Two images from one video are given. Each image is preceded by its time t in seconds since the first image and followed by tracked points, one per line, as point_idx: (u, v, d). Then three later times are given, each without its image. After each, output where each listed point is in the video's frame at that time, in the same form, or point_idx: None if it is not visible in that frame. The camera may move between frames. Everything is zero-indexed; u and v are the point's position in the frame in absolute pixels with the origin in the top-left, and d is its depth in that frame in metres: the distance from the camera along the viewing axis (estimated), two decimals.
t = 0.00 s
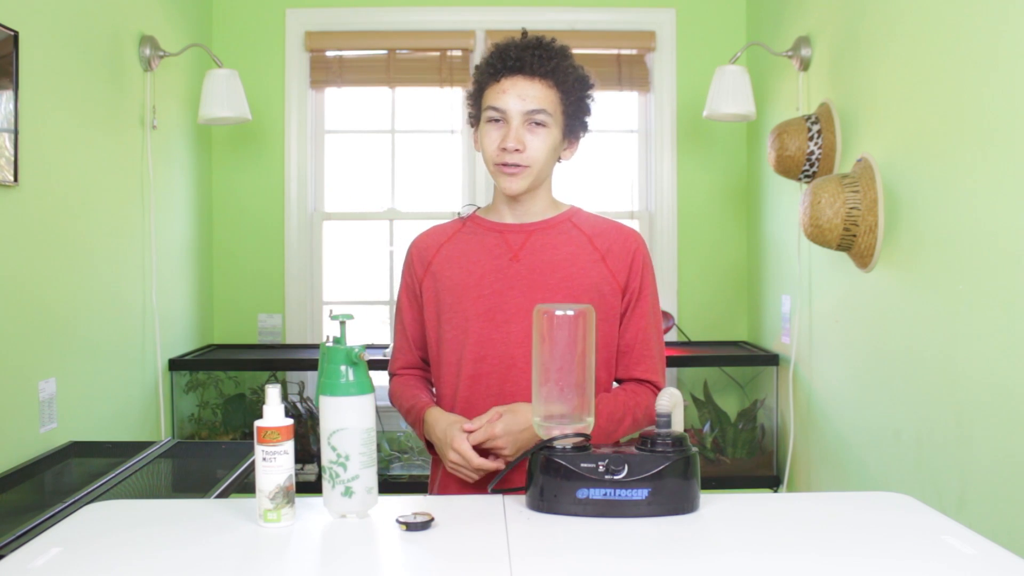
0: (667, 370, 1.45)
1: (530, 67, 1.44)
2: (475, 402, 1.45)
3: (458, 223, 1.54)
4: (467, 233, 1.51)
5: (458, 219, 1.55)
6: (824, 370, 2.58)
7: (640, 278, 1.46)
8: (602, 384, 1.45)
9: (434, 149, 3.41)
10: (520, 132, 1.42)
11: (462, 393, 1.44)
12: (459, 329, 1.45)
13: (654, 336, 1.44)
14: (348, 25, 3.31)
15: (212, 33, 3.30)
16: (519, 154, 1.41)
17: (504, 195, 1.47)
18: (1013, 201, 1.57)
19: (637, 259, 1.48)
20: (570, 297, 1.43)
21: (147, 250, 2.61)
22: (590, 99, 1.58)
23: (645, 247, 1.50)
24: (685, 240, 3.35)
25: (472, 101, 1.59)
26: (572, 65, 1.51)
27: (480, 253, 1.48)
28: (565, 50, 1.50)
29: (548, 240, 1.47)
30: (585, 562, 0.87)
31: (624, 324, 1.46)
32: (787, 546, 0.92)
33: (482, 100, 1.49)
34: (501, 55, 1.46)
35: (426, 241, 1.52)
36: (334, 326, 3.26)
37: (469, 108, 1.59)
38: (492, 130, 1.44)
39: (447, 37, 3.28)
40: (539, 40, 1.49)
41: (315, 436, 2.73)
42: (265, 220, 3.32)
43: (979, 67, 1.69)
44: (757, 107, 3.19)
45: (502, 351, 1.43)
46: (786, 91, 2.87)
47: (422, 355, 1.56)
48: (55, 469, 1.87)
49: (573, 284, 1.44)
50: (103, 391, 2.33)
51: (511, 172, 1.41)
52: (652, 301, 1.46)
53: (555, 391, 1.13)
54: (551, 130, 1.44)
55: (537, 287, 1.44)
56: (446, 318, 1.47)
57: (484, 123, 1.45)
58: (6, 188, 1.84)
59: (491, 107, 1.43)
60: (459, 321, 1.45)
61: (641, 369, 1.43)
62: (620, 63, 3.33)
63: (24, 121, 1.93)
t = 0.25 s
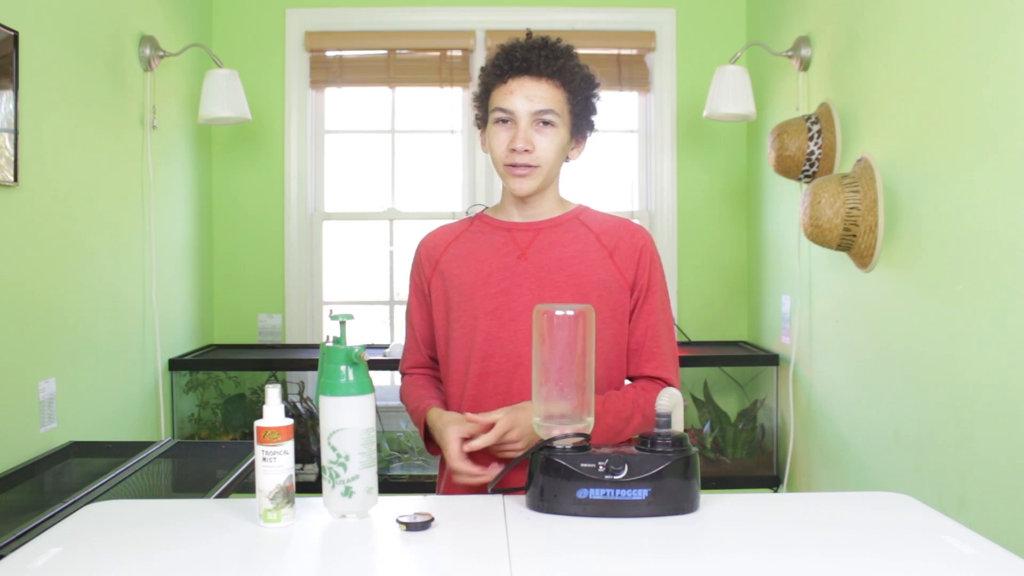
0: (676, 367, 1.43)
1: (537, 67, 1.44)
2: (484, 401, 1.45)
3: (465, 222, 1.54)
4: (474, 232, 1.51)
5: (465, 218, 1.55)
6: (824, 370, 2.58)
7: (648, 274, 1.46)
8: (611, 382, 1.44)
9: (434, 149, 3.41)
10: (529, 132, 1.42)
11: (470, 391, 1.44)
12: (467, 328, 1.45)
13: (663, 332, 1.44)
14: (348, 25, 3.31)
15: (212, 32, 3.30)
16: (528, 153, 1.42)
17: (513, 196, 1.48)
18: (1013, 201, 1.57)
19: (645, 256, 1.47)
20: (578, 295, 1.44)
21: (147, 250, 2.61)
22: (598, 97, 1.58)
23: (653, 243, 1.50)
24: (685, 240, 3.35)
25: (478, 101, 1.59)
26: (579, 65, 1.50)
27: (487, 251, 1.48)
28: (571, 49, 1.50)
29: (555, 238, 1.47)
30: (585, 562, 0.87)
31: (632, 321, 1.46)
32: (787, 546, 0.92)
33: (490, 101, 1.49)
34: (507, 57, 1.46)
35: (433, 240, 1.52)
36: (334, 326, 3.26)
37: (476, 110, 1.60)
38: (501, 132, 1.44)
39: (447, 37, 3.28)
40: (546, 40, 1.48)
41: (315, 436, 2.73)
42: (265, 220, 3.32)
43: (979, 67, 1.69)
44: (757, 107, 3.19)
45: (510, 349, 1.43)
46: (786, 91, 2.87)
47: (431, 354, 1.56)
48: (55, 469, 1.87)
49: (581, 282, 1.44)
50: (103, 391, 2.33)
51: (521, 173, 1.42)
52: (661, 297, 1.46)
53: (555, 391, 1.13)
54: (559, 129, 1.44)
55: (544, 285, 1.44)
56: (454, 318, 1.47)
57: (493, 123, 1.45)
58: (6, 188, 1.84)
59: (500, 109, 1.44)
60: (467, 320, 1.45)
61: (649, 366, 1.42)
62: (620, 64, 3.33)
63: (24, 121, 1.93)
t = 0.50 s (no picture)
0: (686, 372, 1.43)
1: (545, 68, 1.44)
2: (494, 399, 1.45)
3: (478, 222, 1.54)
4: (488, 231, 1.51)
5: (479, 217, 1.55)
6: (824, 370, 2.58)
7: (661, 278, 1.47)
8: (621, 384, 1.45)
9: (434, 149, 3.41)
10: (540, 133, 1.42)
11: (480, 390, 1.44)
12: (479, 326, 1.45)
13: (675, 336, 1.44)
14: (347, 25, 3.31)
15: (212, 32, 3.30)
16: (540, 155, 1.42)
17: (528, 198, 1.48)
18: (1013, 201, 1.57)
19: (657, 260, 1.48)
20: (591, 295, 1.44)
21: (147, 250, 2.61)
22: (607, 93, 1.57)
23: (665, 247, 1.50)
24: (685, 240, 3.35)
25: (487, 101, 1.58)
26: (587, 62, 1.50)
27: (501, 250, 1.48)
28: (578, 47, 1.49)
29: (569, 239, 1.48)
30: (585, 562, 0.87)
31: (644, 324, 1.46)
32: (787, 546, 0.92)
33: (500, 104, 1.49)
34: (515, 59, 1.46)
35: (446, 238, 1.52)
36: (334, 326, 3.26)
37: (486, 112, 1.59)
38: (512, 135, 1.44)
39: (447, 37, 3.28)
40: (552, 39, 1.48)
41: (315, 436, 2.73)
42: (265, 220, 3.32)
43: (979, 67, 1.69)
44: (757, 107, 3.19)
45: (521, 349, 1.44)
46: (786, 91, 2.87)
47: (445, 353, 1.57)
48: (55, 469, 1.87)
49: (594, 283, 1.45)
50: (103, 391, 2.33)
51: (534, 175, 1.42)
52: (672, 301, 1.46)
53: (555, 391, 1.12)
54: (570, 129, 1.44)
55: (558, 285, 1.45)
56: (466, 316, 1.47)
57: (504, 127, 1.45)
58: (6, 188, 1.84)
59: (509, 112, 1.44)
60: (479, 318, 1.45)
61: (661, 369, 1.42)
62: (620, 64, 3.33)
63: (24, 121, 1.93)
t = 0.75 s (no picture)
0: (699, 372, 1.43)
1: (562, 67, 1.45)
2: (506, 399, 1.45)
3: (491, 222, 1.54)
4: (500, 231, 1.51)
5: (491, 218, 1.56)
6: (824, 370, 2.58)
7: (673, 279, 1.46)
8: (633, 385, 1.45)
9: (434, 149, 3.41)
10: (555, 132, 1.43)
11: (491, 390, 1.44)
12: (491, 326, 1.45)
13: (687, 337, 1.44)
14: (347, 25, 3.31)
15: (212, 32, 3.30)
16: (555, 153, 1.42)
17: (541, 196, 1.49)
18: (1013, 201, 1.57)
19: (670, 260, 1.48)
20: (603, 296, 1.44)
21: (147, 250, 2.61)
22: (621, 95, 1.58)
23: (678, 249, 1.50)
24: (685, 240, 3.35)
25: (505, 102, 1.59)
26: (603, 65, 1.51)
27: (513, 250, 1.48)
28: (595, 49, 1.50)
29: (581, 240, 1.47)
30: (584, 562, 0.87)
31: (656, 325, 1.46)
32: (787, 546, 0.92)
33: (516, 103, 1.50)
34: (532, 58, 1.47)
35: (458, 239, 1.53)
36: (334, 326, 3.26)
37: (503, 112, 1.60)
38: (528, 133, 1.45)
39: (447, 37, 3.28)
40: (570, 40, 1.49)
41: (315, 436, 2.73)
42: (265, 220, 3.32)
43: (979, 67, 1.69)
44: (757, 107, 3.19)
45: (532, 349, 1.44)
46: (786, 91, 2.87)
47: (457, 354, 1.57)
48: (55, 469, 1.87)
49: (606, 283, 1.44)
50: (103, 391, 2.33)
51: (548, 173, 1.43)
52: (685, 303, 1.46)
53: (554, 391, 1.12)
54: (585, 129, 1.44)
55: (569, 285, 1.45)
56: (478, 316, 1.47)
57: (520, 125, 1.46)
58: (6, 188, 1.84)
59: (526, 110, 1.44)
60: (490, 318, 1.46)
61: (673, 371, 1.42)
62: (620, 64, 3.32)
63: (24, 121, 1.93)
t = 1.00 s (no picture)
0: (715, 370, 1.43)
1: (573, 69, 1.45)
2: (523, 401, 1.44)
3: (502, 225, 1.54)
4: (512, 234, 1.51)
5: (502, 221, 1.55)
6: (824, 370, 2.58)
7: (687, 277, 1.46)
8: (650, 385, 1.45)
9: (434, 149, 3.41)
10: (567, 132, 1.43)
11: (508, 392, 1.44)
12: (505, 329, 1.45)
13: (702, 335, 1.44)
14: (347, 25, 3.31)
15: (212, 32, 3.30)
16: (567, 154, 1.42)
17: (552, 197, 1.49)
18: (1013, 200, 1.57)
19: (683, 258, 1.48)
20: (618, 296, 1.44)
21: (147, 250, 2.61)
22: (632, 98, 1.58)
23: (690, 247, 1.50)
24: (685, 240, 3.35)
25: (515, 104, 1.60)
26: (614, 67, 1.51)
27: (526, 252, 1.48)
28: (606, 52, 1.51)
29: (594, 240, 1.47)
30: (583, 562, 0.87)
31: (670, 324, 1.46)
32: (787, 546, 0.92)
33: (527, 104, 1.50)
34: (544, 60, 1.47)
35: (471, 243, 1.53)
36: (334, 326, 3.26)
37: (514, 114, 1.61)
38: (539, 133, 1.45)
39: (447, 37, 3.28)
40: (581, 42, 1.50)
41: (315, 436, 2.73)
42: (265, 220, 3.32)
43: (979, 68, 1.69)
44: (757, 107, 3.19)
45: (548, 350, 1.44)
46: (786, 91, 2.87)
47: (473, 359, 1.57)
48: (55, 469, 1.87)
49: (620, 284, 1.44)
50: (103, 391, 2.33)
51: (560, 174, 1.43)
52: (698, 300, 1.46)
53: (554, 390, 1.12)
54: (597, 129, 1.44)
55: (584, 286, 1.45)
56: (491, 319, 1.47)
57: (531, 126, 1.46)
58: (6, 188, 1.84)
59: (538, 111, 1.45)
60: (505, 321, 1.45)
61: (690, 369, 1.42)
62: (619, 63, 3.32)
63: (24, 121, 1.93)
